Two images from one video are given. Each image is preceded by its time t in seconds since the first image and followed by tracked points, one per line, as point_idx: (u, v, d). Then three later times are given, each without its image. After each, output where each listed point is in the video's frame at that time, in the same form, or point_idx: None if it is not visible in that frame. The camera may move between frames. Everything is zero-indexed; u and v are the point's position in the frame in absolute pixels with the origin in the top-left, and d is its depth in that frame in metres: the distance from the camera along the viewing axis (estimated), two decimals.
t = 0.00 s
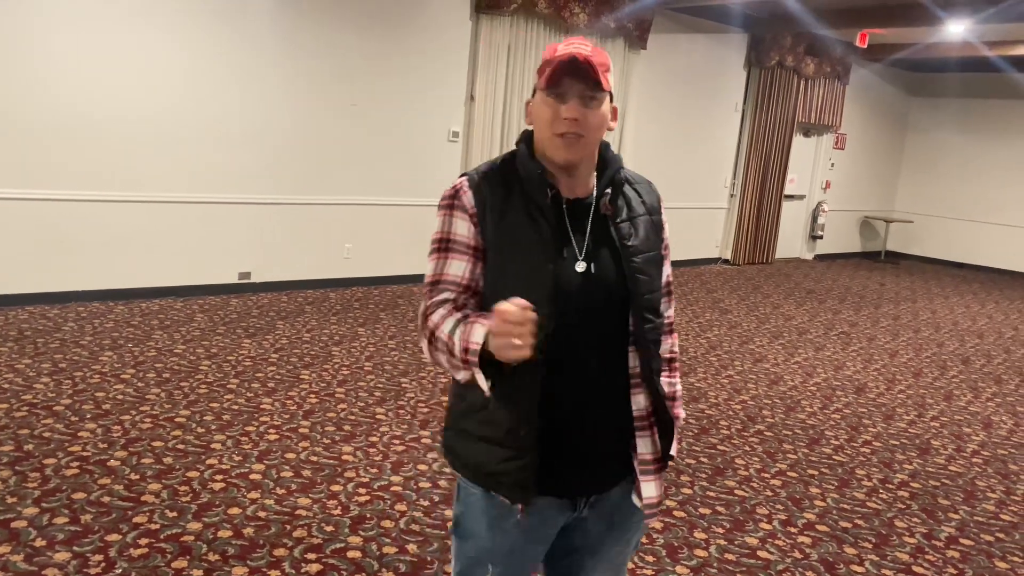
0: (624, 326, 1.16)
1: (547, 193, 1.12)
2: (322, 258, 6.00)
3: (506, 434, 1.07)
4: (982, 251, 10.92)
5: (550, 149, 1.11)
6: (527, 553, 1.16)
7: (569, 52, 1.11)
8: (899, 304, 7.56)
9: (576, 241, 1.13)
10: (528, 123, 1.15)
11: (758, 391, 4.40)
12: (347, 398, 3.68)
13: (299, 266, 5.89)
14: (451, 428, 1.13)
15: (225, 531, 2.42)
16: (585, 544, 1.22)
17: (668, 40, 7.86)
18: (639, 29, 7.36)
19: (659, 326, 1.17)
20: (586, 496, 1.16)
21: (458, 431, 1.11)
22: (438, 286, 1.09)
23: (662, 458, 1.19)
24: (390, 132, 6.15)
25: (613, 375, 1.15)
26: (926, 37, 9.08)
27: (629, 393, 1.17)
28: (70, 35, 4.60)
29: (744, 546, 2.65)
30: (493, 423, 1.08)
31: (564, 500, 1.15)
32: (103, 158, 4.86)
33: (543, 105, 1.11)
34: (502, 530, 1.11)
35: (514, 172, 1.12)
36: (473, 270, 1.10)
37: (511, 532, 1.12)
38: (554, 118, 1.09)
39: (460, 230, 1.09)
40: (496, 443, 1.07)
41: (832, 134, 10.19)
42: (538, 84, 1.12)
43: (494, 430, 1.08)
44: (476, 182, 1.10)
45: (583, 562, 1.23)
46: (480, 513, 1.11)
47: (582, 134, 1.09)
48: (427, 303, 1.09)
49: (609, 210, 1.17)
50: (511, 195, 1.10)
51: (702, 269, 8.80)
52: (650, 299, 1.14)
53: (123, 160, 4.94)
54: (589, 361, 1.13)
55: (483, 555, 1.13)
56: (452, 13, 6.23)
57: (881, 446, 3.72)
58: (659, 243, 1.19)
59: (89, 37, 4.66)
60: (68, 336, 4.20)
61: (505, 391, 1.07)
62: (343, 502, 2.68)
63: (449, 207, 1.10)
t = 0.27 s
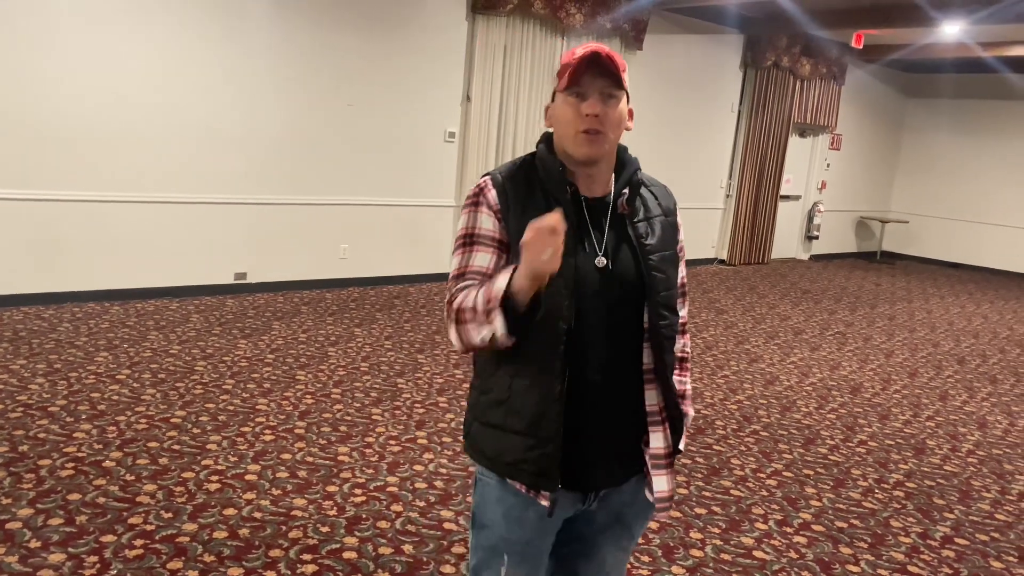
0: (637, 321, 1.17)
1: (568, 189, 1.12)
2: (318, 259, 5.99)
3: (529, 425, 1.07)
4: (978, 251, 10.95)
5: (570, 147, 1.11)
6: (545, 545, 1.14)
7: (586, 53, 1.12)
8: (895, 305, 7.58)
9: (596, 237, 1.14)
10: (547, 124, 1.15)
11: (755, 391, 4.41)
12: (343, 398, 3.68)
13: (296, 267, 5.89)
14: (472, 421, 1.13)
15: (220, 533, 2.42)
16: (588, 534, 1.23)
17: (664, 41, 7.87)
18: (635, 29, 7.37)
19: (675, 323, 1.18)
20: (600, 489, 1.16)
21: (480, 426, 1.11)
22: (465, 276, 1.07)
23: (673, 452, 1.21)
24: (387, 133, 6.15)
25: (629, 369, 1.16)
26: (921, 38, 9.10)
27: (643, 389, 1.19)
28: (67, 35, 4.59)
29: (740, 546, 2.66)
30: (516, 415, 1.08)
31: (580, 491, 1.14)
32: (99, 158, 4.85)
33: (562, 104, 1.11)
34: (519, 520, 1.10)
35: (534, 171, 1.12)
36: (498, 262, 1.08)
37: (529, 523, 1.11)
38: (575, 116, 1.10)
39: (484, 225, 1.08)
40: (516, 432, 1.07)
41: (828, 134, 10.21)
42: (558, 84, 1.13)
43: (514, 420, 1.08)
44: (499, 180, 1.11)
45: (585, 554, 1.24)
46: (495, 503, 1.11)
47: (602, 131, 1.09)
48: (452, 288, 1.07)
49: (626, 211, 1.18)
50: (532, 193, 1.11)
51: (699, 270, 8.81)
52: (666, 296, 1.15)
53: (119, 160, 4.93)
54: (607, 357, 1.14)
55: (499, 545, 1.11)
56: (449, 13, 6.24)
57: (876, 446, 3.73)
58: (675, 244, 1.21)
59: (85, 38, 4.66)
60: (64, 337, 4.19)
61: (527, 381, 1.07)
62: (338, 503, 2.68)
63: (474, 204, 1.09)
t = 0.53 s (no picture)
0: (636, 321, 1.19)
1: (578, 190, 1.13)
2: (315, 259, 5.99)
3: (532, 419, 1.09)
4: (975, 251, 10.96)
5: (589, 149, 1.11)
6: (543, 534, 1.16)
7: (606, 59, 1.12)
8: (893, 305, 7.59)
9: (603, 237, 1.16)
10: (561, 125, 1.15)
11: (752, 391, 4.41)
12: (340, 399, 3.68)
13: (293, 267, 5.88)
14: (477, 411, 1.15)
15: (218, 533, 2.42)
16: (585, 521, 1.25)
17: (662, 41, 7.88)
18: (632, 30, 7.37)
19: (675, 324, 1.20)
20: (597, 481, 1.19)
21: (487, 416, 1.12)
22: (469, 262, 1.08)
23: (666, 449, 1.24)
24: (384, 133, 6.15)
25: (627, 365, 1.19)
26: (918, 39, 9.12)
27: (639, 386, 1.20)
28: (65, 35, 4.59)
29: (737, 547, 2.66)
30: (522, 410, 1.10)
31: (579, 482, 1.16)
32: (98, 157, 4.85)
33: (579, 106, 1.11)
34: (516, 508, 1.12)
35: (546, 170, 1.14)
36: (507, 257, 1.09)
37: (527, 512, 1.13)
38: (592, 119, 1.10)
39: (495, 218, 1.09)
40: (521, 424, 1.09)
41: (825, 135, 10.23)
42: (575, 87, 1.13)
43: (521, 411, 1.10)
44: (515, 182, 1.11)
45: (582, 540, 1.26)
46: (495, 490, 1.13)
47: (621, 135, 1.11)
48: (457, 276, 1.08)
49: (632, 214, 1.19)
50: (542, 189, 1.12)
51: (696, 270, 8.81)
52: (665, 299, 1.17)
53: (117, 160, 4.92)
54: (609, 355, 1.17)
55: (494, 531, 1.14)
56: (447, 14, 6.25)
57: (874, 446, 3.74)
58: (675, 247, 1.23)
59: (84, 38, 4.66)
60: (61, 337, 4.19)
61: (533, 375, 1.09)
62: (336, 504, 2.67)
63: (485, 197, 1.10)
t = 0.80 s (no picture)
0: (619, 315, 1.28)
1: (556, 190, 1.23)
2: (314, 260, 5.99)
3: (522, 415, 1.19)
4: (974, 252, 10.97)
5: (562, 150, 1.22)
6: (539, 527, 1.26)
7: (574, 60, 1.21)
8: (891, 306, 7.60)
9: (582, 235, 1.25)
10: (535, 126, 1.24)
11: (751, 392, 4.42)
12: (339, 400, 3.68)
13: (292, 268, 5.88)
14: (469, 414, 1.23)
15: (217, 534, 2.41)
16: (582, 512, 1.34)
17: (660, 42, 7.89)
18: (631, 31, 7.38)
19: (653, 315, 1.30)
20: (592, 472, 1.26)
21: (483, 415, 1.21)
22: (453, 282, 1.20)
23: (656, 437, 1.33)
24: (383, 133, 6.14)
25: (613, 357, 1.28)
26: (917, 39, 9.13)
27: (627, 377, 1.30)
28: (64, 35, 4.59)
29: (736, 547, 2.66)
30: (515, 408, 1.19)
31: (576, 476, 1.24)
32: (98, 157, 4.85)
33: (555, 108, 1.21)
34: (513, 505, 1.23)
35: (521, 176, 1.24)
36: (485, 266, 1.22)
37: (519, 509, 1.23)
38: (568, 121, 1.20)
39: (473, 230, 1.21)
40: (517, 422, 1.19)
41: (824, 136, 10.23)
42: (547, 90, 1.22)
43: (514, 409, 1.19)
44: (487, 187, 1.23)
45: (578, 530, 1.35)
46: (492, 488, 1.24)
47: (593, 135, 1.21)
48: (443, 299, 1.20)
49: (607, 210, 1.29)
50: (520, 194, 1.23)
51: (695, 271, 8.82)
52: (643, 292, 1.27)
53: (117, 159, 4.92)
54: (591, 350, 1.25)
55: (495, 526, 1.26)
56: (446, 14, 6.24)
57: (872, 447, 3.74)
58: (650, 241, 1.32)
59: (82, 38, 4.65)
60: (59, 338, 4.19)
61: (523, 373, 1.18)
62: (335, 505, 2.67)
63: (463, 209, 1.22)
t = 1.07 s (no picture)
0: (579, 308, 1.35)
1: (513, 191, 1.35)
2: (314, 260, 5.99)
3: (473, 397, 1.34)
4: (974, 253, 10.97)
5: (523, 152, 1.31)
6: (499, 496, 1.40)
7: (530, 66, 1.29)
8: (890, 306, 7.60)
9: (539, 232, 1.34)
10: (501, 129, 1.34)
11: (750, 392, 4.41)
12: (338, 400, 3.68)
13: (292, 267, 5.88)
14: (438, 393, 1.40)
15: (216, 534, 2.41)
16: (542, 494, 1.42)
17: (659, 43, 7.89)
18: (631, 31, 7.38)
19: (615, 310, 1.33)
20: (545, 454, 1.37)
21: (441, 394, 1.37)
22: (415, 273, 1.40)
23: (613, 425, 1.37)
24: (383, 134, 6.15)
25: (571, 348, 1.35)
26: (916, 40, 9.13)
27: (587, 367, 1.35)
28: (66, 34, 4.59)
29: (736, 548, 2.66)
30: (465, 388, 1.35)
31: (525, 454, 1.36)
32: (98, 157, 4.86)
33: (514, 113, 1.29)
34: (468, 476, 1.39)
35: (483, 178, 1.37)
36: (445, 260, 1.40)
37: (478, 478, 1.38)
38: (526, 126, 1.28)
39: (433, 228, 1.39)
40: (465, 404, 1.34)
41: (824, 136, 10.24)
42: (507, 95, 1.31)
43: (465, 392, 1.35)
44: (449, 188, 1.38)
45: (542, 515, 1.42)
46: (456, 459, 1.40)
47: (550, 134, 1.28)
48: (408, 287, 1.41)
49: (571, 207, 1.35)
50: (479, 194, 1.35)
51: (694, 271, 8.82)
52: (602, 286, 1.31)
53: (118, 159, 4.93)
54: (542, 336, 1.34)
55: (459, 494, 1.42)
56: (447, 13, 6.24)
57: (872, 447, 3.74)
58: (620, 236, 1.35)
59: (83, 38, 4.65)
60: (59, 338, 4.18)
61: (470, 358, 1.34)
62: (334, 505, 2.67)
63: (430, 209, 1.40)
